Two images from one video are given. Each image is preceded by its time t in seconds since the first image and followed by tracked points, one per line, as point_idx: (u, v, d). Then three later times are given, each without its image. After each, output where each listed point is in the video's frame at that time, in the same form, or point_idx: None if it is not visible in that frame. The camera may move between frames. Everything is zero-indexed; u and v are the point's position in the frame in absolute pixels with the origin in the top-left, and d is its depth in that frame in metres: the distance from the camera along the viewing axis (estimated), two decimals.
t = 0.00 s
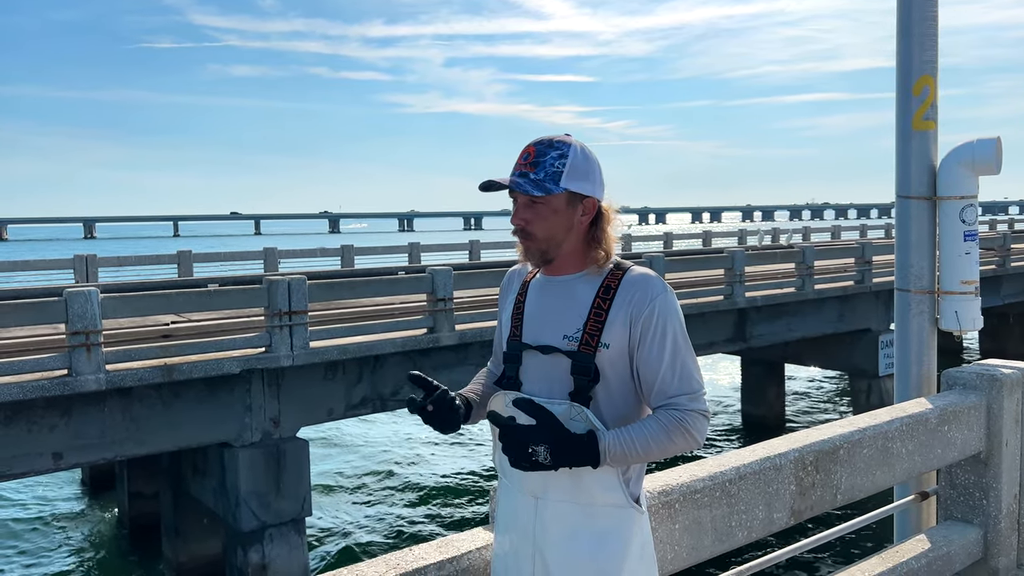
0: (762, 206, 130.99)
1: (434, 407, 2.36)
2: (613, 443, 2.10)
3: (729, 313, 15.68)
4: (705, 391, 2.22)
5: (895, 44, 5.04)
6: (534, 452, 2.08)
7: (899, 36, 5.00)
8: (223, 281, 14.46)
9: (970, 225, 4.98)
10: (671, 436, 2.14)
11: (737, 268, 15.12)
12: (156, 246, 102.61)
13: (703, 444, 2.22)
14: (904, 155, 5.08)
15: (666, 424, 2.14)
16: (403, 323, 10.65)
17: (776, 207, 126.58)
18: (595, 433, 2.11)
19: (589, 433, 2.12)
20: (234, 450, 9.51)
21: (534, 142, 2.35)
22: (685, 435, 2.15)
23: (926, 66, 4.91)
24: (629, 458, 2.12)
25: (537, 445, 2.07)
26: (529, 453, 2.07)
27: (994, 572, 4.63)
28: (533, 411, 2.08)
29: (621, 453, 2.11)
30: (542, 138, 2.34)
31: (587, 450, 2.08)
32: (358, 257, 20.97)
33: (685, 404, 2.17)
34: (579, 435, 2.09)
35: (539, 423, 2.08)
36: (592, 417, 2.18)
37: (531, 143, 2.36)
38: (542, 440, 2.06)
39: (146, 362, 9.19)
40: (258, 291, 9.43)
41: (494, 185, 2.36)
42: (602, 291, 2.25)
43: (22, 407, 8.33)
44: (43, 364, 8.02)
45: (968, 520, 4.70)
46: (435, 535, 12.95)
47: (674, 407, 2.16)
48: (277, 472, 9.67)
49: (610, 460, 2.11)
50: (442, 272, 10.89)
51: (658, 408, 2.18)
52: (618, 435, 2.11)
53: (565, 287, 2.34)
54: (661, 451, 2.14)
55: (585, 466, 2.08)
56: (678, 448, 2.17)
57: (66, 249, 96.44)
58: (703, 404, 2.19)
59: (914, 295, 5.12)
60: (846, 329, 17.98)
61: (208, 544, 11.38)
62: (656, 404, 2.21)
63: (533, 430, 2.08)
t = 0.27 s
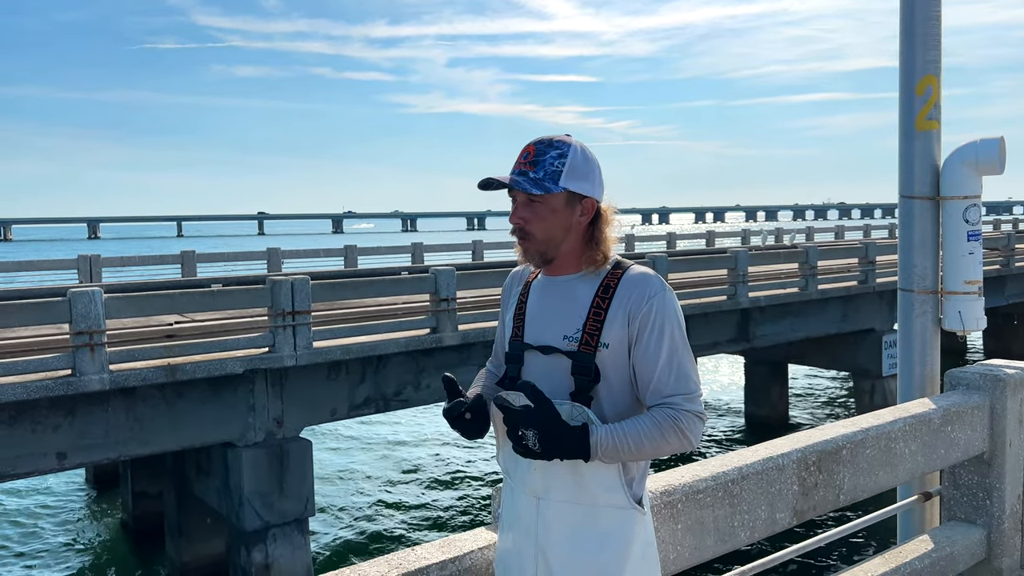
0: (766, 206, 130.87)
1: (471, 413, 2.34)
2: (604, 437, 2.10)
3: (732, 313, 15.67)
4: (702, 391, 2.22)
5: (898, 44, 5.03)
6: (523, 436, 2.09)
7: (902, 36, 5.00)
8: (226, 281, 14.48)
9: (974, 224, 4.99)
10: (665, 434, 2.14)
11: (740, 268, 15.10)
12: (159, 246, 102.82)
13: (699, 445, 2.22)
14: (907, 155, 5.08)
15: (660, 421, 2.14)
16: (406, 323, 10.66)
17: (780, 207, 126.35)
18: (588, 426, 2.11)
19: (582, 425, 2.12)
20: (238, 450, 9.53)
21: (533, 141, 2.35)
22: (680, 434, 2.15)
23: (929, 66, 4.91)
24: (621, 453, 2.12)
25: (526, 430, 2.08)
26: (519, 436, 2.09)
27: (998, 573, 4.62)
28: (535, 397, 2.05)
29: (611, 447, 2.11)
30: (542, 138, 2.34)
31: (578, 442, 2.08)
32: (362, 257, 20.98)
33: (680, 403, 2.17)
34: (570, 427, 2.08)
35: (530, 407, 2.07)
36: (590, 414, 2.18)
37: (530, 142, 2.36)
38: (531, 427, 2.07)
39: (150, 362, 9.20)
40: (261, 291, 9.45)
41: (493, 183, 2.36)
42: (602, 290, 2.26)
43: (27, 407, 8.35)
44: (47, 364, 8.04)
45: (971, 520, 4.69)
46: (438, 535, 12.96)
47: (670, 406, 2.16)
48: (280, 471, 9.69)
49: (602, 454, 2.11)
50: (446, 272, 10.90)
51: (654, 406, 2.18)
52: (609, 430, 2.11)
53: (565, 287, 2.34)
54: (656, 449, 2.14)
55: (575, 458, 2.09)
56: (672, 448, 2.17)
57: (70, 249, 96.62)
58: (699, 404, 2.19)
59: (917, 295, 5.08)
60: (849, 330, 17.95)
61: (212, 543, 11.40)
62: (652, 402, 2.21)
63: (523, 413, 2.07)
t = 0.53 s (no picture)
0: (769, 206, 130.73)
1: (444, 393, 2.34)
2: (603, 432, 2.12)
3: (735, 313, 15.65)
4: (703, 391, 2.22)
5: (902, 44, 5.02)
6: (524, 431, 2.13)
7: (905, 36, 4.99)
8: (230, 281, 14.51)
9: (978, 224, 5.00)
10: (666, 431, 2.14)
11: (744, 268, 15.09)
12: (163, 247, 103.01)
13: (700, 444, 2.22)
14: (911, 155, 5.07)
15: (660, 419, 2.14)
16: (409, 324, 10.67)
17: (784, 207, 126.17)
18: (587, 422, 2.13)
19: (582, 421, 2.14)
20: (241, 450, 9.54)
21: (535, 143, 2.35)
22: (680, 433, 2.15)
23: (932, 66, 4.90)
24: (621, 449, 2.12)
25: (526, 425, 2.12)
26: (520, 431, 2.13)
27: (1002, 573, 4.61)
28: (533, 393, 2.09)
29: (611, 442, 2.12)
30: (543, 139, 2.35)
31: (576, 436, 2.10)
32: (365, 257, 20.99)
33: (681, 401, 2.17)
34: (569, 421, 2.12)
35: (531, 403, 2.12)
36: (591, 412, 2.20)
37: (532, 143, 2.36)
38: (530, 421, 2.11)
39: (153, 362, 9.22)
40: (264, 292, 9.46)
41: (495, 185, 2.36)
42: (602, 289, 2.26)
43: (31, 407, 8.37)
44: (51, 365, 8.06)
45: (974, 521, 4.69)
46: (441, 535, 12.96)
47: (670, 404, 2.16)
48: (284, 471, 9.70)
49: (601, 449, 2.12)
50: (449, 272, 10.90)
51: (654, 404, 2.19)
52: (608, 426, 2.12)
53: (566, 288, 2.35)
54: (655, 446, 2.14)
55: (574, 453, 2.10)
56: (672, 447, 2.16)
57: (74, 249, 96.84)
58: (700, 403, 2.18)
59: (921, 295, 5.07)
60: (853, 330, 17.93)
61: (215, 543, 11.41)
62: (653, 401, 2.22)
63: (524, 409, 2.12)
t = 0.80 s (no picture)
0: (772, 206, 130.60)
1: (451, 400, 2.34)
2: (613, 438, 2.12)
3: (739, 313, 15.63)
4: (711, 392, 2.22)
5: (905, 44, 5.02)
6: (534, 443, 2.13)
7: (909, 36, 4.98)
8: (233, 281, 14.52)
9: (981, 224, 4.96)
10: (674, 435, 2.14)
11: (747, 268, 15.07)
12: (167, 247, 103.14)
13: (709, 444, 2.22)
14: (914, 155, 5.06)
15: (669, 422, 2.14)
16: (412, 324, 10.67)
17: (787, 207, 126.00)
18: (596, 428, 2.13)
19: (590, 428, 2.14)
20: (245, 450, 9.56)
21: (538, 146, 2.35)
22: (689, 435, 2.15)
23: (936, 66, 4.90)
24: (631, 454, 2.12)
25: (537, 437, 2.12)
26: (530, 445, 2.13)
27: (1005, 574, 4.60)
28: (537, 407, 2.12)
29: (621, 448, 2.12)
30: (546, 142, 2.34)
31: (586, 442, 2.10)
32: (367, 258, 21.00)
33: (690, 404, 2.17)
34: (578, 430, 2.12)
35: (539, 416, 2.13)
36: (598, 417, 2.20)
37: (535, 146, 2.36)
38: (540, 432, 2.11)
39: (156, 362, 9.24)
40: (268, 292, 9.47)
41: (499, 189, 2.36)
42: (607, 292, 2.26)
43: (35, 407, 8.38)
44: (55, 365, 8.07)
45: (978, 521, 4.68)
46: (444, 535, 12.96)
47: (679, 407, 2.16)
48: (287, 471, 9.72)
49: (611, 456, 2.12)
50: (451, 273, 10.91)
51: (662, 408, 2.19)
52: (618, 432, 2.12)
53: (571, 290, 2.35)
54: (664, 449, 2.15)
55: (584, 460, 2.11)
56: (681, 449, 2.17)
57: (78, 249, 97.00)
58: (708, 405, 2.19)
59: (924, 295, 5.09)
60: (856, 330, 17.90)
61: (219, 543, 11.43)
62: (661, 403, 2.22)
63: (533, 422, 2.13)
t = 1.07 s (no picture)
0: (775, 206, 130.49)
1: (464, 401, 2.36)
2: (615, 439, 2.12)
3: (741, 313, 15.61)
4: (715, 393, 2.22)
5: (908, 44, 5.01)
6: (537, 445, 2.12)
7: (912, 36, 4.98)
8: (236, 282, 14.54)
9: (984, 224, 4.97)
10: (677, 436, 2.14)
11: (749, 268, 15.06)
12: (170, 248, 103.27)
13: (712, 446, 2.22)
14: (917, 155, 5.06)
15: (671, 423, 2.14)
16: (415, 324, 10.68)
17: (790, 207, 125.88)
18: (599, 429, 2.13)
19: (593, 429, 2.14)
20: (248, 451, 9.57)
21: (543, 145, 2.35)
22: (692, 437, 2.15)
23: (939, 66, 4.89)
24: (634, 455, 2.12)
25: (540, 437, 2.11)
26: (532, 446, 2.12)
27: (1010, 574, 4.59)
28: (538, 406, 2.12)
29: (624, 449, 2.12)
30: (551, 141, 2.35)
31: (588, 443, 2.10)
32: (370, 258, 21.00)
33: (693, 405, 2.17)
34: (581, 431, 2.11)
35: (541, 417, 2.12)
36: (601, 417, 2.21)
37: (540, 145, 2.36)
38: (544, 433, 2.10)
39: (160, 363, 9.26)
40: (271, 292, 9.48)
41: (504, 188, 2.37)
42: (612, 292, 2.26)
43: (38, 407, 8.40)
44: (59, 365, 8.09)
45: (982, 522, 4.67)
46: (447, 535, 12.96)
47: (682, 408, 2.16)
48: (290, 471, 9.73)
49: (613, 457, 2.12)
50: (454, 273, 10.91)
51: (666, 409, 2.19)
52: (620, 433, 2.12)
53: (576, 289, 2.35)
54: (666, 450, 2.14)
55: (586, 461, 2.10)
56: (684, 450, 2.17)
57: (81, 250, 97.15)
58: (712, 406, 2.19)
59: (927, 295, 5.09)
60: (859, 330, 17.88)
61: (222, 543, 11.44)
62: (664, 404, 2.22)
63: (535, 423, 2.12)
